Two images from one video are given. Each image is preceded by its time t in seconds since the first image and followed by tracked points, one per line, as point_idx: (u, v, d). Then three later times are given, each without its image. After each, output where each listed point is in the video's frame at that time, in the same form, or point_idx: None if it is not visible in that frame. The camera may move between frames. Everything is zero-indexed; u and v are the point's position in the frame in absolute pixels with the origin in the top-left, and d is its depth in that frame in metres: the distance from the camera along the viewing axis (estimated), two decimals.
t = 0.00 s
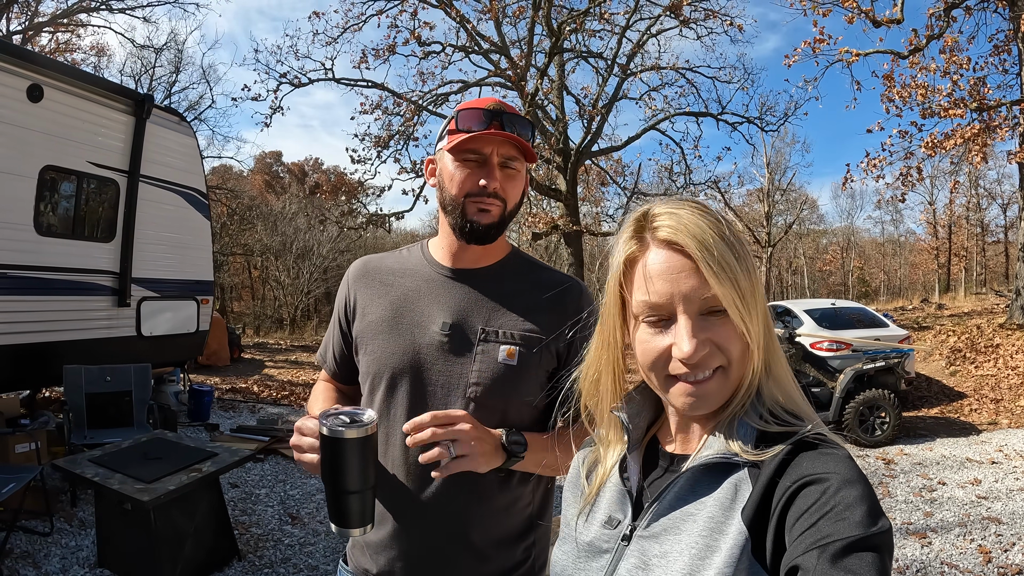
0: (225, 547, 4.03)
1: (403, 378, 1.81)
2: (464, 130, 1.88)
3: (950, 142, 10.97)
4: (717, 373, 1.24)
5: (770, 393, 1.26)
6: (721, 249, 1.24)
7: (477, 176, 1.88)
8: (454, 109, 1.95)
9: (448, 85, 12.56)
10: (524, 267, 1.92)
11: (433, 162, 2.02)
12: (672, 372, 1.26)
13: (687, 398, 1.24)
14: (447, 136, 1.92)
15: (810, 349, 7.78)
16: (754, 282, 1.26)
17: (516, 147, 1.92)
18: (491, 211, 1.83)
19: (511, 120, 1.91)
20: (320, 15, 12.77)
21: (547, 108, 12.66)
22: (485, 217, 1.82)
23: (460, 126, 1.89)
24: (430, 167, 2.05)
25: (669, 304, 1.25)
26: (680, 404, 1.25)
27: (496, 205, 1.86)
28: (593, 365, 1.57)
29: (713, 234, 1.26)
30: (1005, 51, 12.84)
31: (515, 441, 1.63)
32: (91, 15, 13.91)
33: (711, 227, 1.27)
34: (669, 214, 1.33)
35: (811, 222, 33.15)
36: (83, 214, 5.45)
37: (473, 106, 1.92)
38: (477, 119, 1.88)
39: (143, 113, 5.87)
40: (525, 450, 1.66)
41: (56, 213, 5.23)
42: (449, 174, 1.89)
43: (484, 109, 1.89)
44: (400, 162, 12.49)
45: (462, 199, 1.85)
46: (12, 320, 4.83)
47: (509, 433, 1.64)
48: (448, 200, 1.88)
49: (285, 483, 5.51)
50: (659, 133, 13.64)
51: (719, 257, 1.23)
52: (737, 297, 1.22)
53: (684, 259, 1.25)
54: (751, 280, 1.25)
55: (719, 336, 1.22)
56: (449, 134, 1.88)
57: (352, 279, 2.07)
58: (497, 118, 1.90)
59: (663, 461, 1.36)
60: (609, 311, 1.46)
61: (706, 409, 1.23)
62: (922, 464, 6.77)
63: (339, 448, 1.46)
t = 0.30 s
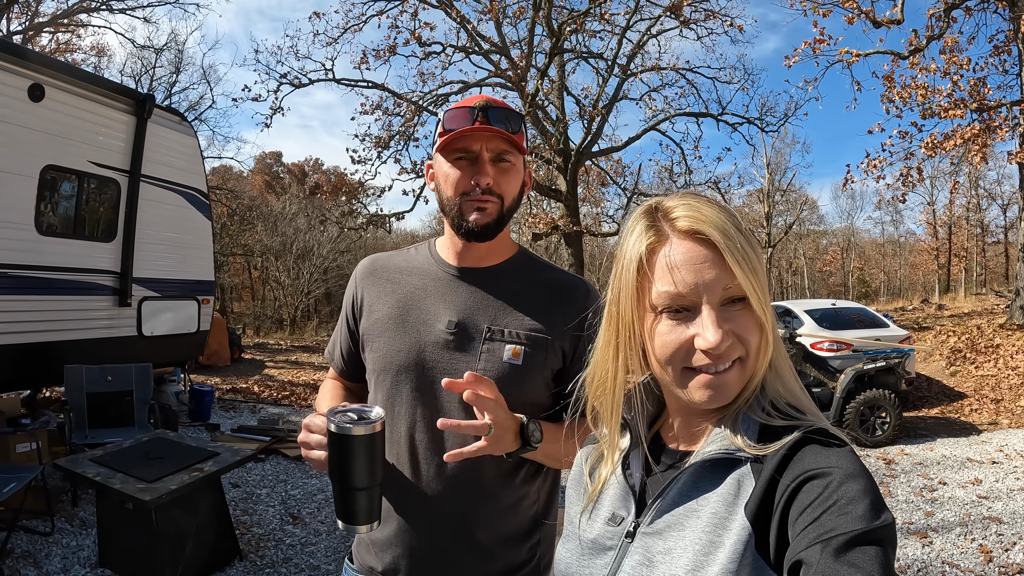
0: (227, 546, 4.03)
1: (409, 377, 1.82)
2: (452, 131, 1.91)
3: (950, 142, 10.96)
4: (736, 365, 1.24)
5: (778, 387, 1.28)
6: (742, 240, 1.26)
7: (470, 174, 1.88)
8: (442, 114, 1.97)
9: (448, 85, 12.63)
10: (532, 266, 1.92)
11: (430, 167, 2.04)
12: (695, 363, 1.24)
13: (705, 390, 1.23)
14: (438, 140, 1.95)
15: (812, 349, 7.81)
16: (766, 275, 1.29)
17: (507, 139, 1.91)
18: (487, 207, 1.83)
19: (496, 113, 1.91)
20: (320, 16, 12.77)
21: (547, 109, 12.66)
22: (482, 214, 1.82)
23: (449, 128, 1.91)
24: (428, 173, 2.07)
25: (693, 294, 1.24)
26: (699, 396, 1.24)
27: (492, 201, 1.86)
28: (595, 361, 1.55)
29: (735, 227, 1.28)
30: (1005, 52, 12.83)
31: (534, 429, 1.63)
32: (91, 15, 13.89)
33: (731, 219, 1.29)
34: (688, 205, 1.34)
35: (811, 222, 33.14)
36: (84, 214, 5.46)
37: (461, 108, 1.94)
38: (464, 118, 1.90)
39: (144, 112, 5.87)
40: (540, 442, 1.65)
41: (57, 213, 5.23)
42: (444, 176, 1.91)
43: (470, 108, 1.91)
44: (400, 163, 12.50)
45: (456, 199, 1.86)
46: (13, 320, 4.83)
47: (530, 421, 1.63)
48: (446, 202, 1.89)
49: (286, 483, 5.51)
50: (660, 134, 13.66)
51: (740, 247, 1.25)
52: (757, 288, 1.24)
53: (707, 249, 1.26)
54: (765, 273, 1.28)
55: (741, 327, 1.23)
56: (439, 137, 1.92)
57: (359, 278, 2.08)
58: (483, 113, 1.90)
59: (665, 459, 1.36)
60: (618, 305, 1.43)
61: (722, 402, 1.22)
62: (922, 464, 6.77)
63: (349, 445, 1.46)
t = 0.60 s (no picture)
0: (225, 549, 4.01)
1: (416, 379, 1.82)
2: (433, 140, 1.95)
3: (948, 143, 10.99)
4: (738, 368, 1.24)
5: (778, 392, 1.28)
6: (744, 243, 1.27)
7: (461, 174, 1.90)
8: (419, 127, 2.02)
9: (446, 87, 12.73)
10: (540, 269, 1.92)
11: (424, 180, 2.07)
12: (697, 365, 1.24)
13: (707, 392, 1.23)
14: (422, 153, 1.99)
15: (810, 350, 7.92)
16: (769, 278, 1.29)
17: (487, 129, 1.91)
18: (486, 200, 1.84)
19: (469, 109, 1.93)
20: (318, 17, 12.78)
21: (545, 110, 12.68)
22: (482, 209, 1.83)
23: (427, 138, 1.95)
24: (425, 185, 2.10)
25: (696, 297, 1.24)
26: (700, 399, 1.24)
27: (489, 193, 1.86)
28: (598, 363, 1.55)
29: (737, 230, 1.28)
30: (1002, 54, 12.88)
31: (539, 441, 1.64)
32: (89, 17, 13.88)
33: (733, 222, 1.29)
34: (692, 208, 1.34)
35: (809, 224, 33.22)
36: (82, 215, 5.45)
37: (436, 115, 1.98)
38: (440, 122, 1.93)
39: (142, 114, 5.88)
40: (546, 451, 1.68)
41: (54, 215, 5.22)
42: (437, 184, 1.94)
43: (443, 112, 1.94)
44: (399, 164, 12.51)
45: (455, 200, 1.87)
46: (11, 321, 4.82)
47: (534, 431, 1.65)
48: (444, 208, 1.91)
49: (285, 485, 5.50)
50: (658, 135, 13.68)
51: (744, 250, 1.25)
52: (759, 292, 1.24)
53: (712, 252, 1.26)
54: (767, 276, 1.29)
55: (744, 330, 1.23)
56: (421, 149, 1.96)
57: (364, 278, 2.07)
58: (456, 112, 1.93)
59: (665, 462, 1.36)
60: (621, 307, 1.43)
61: (724, 405, 1.22)
62: (921, 465, 6.78)
63: (352, 453, 1.46)
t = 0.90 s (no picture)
0: (225, 550, 4.01)
1: (420, 380, 1.82)
2: (427, 145, 1.96)
3: (947, 143, 11.00)
4: (738, 369, 1.24)
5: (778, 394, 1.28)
6: (746, 244, 1.27)
7: (456, 178, 1.91)
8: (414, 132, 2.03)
9: (446, 87, 12.81)
10: (541, 270, 1.92)
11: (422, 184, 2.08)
12: (695, 365, 1.25)
13: (706, 392, 1.23)
14: (418, 159, 2.00)
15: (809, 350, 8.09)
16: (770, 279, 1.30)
17: (478, 132, 1.91)
18: (481, 203, 1.86)
19: (460, 113, 1.92)
20: (318, 18, 12.78)
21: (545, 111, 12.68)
22: (477, 212, 1.84)
23: (423, 143, 1.96)
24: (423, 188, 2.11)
25: (698, 297, 1.25)
26: (699, 399, 1.24)
27: (485, 196, 1.87)
28: (599, 362, 1.54)
29: (738, 231, 1.28)
30: (1002, 54, 12.88)
31: (545, 440, 1.65)
32: (89, 17, 13.88)
33: (734, 223, 1.30)
34: (694, 209, 1.34)
35: (808, 224, 33.23)
36: (81, 216, 5.44)
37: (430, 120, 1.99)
38: (433, 127, 1.93)
39: (142, 114, 5.88)
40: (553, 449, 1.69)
41: (54, 215, 5.21)
42: (434, 190, 1.95)
43: (436, 117, 1.95)
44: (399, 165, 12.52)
45: (450, 203, 1.89)
46: (11, 322, 4.82)
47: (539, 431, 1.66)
48: (441, 212, 1.92)
49: (285, 486, 5.50)
50: (657, 135, 13.70)
51: (745, 251, 1.26)
52: (760, 292, 1.24)
53: (713, 253, 1.26)
54: (768, 277, 1.29)
55: (744, 330, 1.24)
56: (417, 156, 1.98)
57: (368, 282, 2.08)
58: (448, 116, 1.93)
59: (664, 462, 1.36)
60: (623, 306, 1.43)
61: (723, 405, 1.23)
62: (920, 465, 6.79)
63: (365, 453, 1.46)
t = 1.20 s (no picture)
0: (224, 550, 4.01)
1: (421, 382, 1.82)
2: (431, 145, 1.96)
3: (946, 144, 11.01)
4: (737, 369, 1.24)
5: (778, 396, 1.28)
6: (747, 244, 1.27)
7: (458, 179, 1.92)
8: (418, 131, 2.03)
9: (446, 88, 12.78)
10: (542, 270, 1.92)
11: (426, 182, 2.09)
12: (695, 365, 1.25)
13: (706, 391, 1.23)
14: (421, 158, 2.00)
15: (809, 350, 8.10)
16: (771, 281, 1.30)
17: (482, 134, 1.91)
18: (482, 205, 1.86)
19: (466, 114, 1.92)
20: (316, 18, 12.77)
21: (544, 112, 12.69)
22: (479, 213, 1.85)
23: (427, 144, 1.96)
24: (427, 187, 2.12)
25: (698, 296, 1.25)
26: (699, 398, 1.24)
27: (487, 198, 1.88)
28: (600, 363, 1.55)
29: (739, 232, 1.29)
30: (1002, 54, 12.88)
31: (546, 435, 1.65)
32: (88, 18, 13.87)
33: (736, 223, 1.30)
34: (697, 209, 1.34)
35: (807, 225, 33.25)
36: (81, 217, 5.44)
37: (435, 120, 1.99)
38: (438, 128, 1.93)
39: (142, 114, 5.89)
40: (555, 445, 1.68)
41: (53, 216, 5.21)
42: (438, 190, 1.96)
43: (441, 118, 1.95)
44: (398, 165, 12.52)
45: (452, 204, 1.89)
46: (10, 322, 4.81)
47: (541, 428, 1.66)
48: (443, 213, 1.93)
49: (285, 487, 5.49)
50: (657, 136, 13.71)
51: (746, 251, 1.26)
52: (761, 292, 1.25)
53: (714, 253, 1.26)
54: (769, 278, 1.29)
55: (744, 331, 1.24)
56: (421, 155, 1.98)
57: (370, 283, 2.08)
58: (453, 117, 1.92)
59: (665, 464, 1.36)
60: (624, 305, 1.43)
61: (722, 405, 1.23)
62: (920, 465, 6.79)
63: (374, 456, 1.46)
